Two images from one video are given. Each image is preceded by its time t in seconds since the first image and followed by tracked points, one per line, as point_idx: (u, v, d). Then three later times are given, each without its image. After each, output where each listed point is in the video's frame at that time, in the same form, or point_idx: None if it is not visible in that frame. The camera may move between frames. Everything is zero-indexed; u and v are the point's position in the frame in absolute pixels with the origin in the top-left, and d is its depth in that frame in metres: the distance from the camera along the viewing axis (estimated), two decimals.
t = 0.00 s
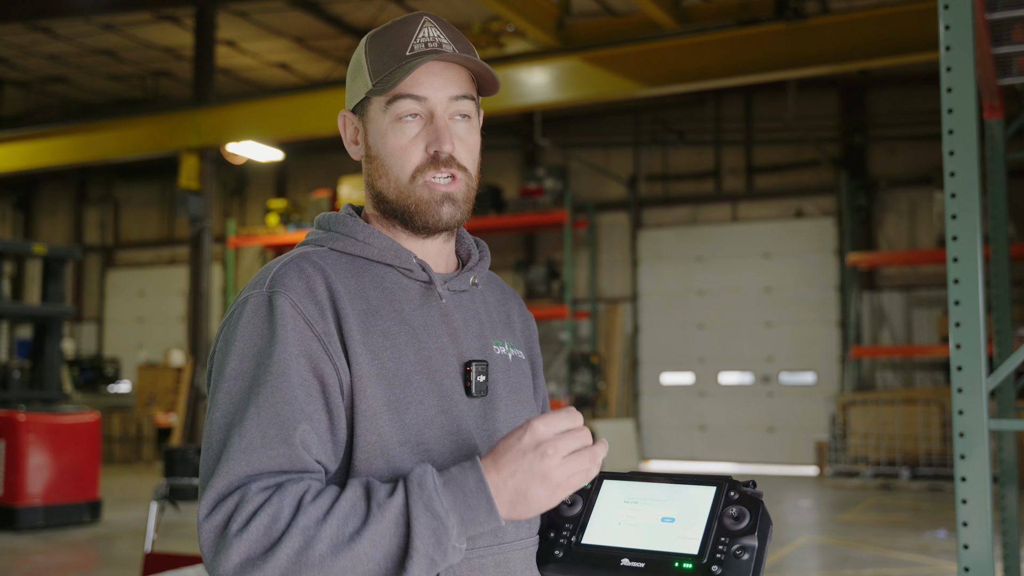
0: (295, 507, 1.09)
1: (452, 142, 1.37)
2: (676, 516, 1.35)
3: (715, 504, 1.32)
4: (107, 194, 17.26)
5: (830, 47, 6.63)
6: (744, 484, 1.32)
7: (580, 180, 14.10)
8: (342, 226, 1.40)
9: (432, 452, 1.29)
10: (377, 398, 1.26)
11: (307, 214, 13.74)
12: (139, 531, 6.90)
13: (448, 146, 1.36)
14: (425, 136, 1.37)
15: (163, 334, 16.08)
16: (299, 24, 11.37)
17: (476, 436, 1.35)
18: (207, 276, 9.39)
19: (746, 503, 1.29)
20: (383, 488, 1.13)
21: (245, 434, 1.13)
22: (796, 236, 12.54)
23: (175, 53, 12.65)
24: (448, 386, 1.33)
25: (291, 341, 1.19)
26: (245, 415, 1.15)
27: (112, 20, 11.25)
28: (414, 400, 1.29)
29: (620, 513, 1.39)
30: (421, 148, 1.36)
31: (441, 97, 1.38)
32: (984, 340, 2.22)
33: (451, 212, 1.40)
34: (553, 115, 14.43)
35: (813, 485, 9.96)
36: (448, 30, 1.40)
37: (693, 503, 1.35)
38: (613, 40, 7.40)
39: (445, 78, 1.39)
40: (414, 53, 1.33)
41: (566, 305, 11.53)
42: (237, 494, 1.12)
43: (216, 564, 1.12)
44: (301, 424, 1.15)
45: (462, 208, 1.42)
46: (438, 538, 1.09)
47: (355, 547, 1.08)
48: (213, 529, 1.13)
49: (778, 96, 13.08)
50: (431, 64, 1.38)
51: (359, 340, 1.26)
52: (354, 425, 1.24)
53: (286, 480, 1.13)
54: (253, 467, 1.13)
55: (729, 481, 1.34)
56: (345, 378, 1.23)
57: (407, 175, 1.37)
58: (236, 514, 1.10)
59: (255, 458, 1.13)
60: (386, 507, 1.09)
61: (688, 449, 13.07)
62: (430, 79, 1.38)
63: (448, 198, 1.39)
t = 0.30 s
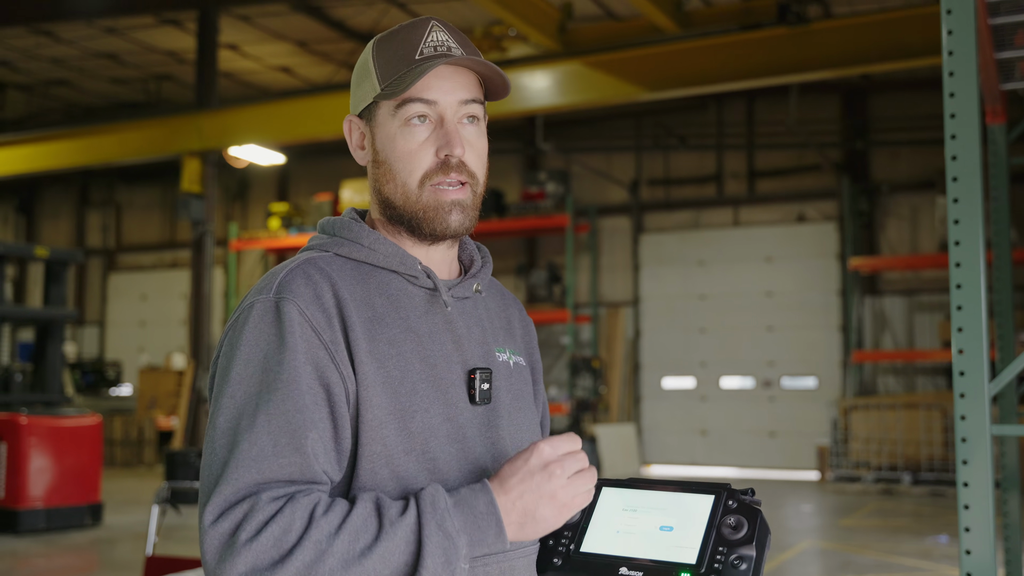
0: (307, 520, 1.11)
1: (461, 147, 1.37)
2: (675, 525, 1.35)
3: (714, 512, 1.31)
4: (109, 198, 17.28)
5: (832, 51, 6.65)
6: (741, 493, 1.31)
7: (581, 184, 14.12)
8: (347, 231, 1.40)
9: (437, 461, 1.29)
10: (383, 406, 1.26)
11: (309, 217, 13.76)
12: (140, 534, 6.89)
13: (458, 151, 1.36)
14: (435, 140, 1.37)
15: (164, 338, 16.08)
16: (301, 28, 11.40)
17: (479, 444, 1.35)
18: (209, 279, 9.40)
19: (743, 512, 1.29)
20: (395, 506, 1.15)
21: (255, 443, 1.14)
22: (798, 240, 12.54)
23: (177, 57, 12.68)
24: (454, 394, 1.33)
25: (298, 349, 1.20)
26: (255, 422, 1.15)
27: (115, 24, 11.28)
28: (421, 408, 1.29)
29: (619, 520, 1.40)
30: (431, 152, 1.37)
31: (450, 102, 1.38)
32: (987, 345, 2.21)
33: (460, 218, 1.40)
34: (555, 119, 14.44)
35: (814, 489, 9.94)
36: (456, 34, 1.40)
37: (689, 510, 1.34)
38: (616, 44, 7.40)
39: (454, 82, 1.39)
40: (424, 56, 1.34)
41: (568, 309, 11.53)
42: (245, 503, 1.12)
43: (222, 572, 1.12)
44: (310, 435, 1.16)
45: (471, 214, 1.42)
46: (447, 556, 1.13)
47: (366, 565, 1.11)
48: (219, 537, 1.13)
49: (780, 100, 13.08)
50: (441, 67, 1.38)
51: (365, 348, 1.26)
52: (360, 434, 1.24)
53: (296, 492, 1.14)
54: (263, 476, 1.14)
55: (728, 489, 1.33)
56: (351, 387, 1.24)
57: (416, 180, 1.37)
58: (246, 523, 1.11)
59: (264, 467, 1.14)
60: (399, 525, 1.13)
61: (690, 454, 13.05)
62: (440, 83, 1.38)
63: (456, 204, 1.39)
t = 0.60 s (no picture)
0: (313, 526, 1.11)
1: (463, 146, 1.37)
2: (678, 529, 1.35)
3: (717, 518, 1.31)
4: (109, 204, 17.30)
5: (832, 57, 6.66)
6: (744, 498, 1.31)
7: (581, 189, 14.14)
8: (348, 237, 1.40)
9: (440, 468, 1.29)
10: (387, 413, 1.26)
11: (309, 223, 13.77)
12: (140, 541, 6.88)
13: (460, 151, 1.36)
14: (436, 141, 1.37)
15: (165, 343, 16.08)
16: (301, 34, 11.42)
17: (481, 450, 1.35)
18: (209, 285, 9.41)
19: (747, 516, 1.29)
20: (399, 513, 1.16)
21: (260, 451, 1.14)
22: (798, 245, 12.54)
23: (177, 63, 12.70)
24: (456, 400, 1.33)
25: (303, 356, 1.20)
26: (260, 430, 1.15)
27: (115, 30, 11.30)
28: (424, 415, 1.29)
29: (622, 525, 1.39)
30: (432, 152, 1.37)
31: (449, 103, 1.39)
32: (988, 350, 2.21)
33: (464, 215, 1.40)
34: (555, 125, 14.46)
35: (814, 495, 9.92)
36: (453, 36, 1.41)
37: (693, 516, 1.34)
38: (615, 50, 7.40)
39: (453, 83, 1.39)
40: (423, 56, 1.34)
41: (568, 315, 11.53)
42: (250, 510, 1.12)
43: None
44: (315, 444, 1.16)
45: (474, 212, 1.42)
46: (453, 560, 1.14)
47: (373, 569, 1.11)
48: (224, 544, 1.13)
49: (779, 105, 13.10)
50: (439, 69, 1.38)
51: (369, 355, 1.26)
52: (364, 440, 1.24)
53: (301, 498, 1.14)
54: (268, 484, 1.14)
55: (731, 494, 1.34)
56: (354, 394, 1.24)
57: (418, 181, 1.37)
58: (252, 529, 1.11)
59: (270, 475, 1.14)
60: (404, 531, 1.13)
61: (690, 459, 13.03)
62: (439, 85, 1.38)
63: (460, 200, 1.39)
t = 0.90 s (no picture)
0: (295, 512, 1.10)
1: (455, 156, 1.36)
2: (677, 531, 1.35)
3: (716, 518, 1.32)
4: (106, 208, 17.28)
5: (829, 62, 6.68)
6: (743, 499, 1.32)
7: (579, 194, 14.15)
8: (344, 242, 1.40)
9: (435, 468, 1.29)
10: (380, 416, 1.26)
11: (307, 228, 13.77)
12: (136, 545, 6.86)
13: (451, 160, 1.36)
14: (428, 150, 1.37)
15: (162, 348, 16.06)
16: (300, 38, 11.43)
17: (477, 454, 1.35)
18: (207, 288, 9.40)
19: (746, 518, 1.30)
20: (379, 487, 1.13)
21: (247, 452, 1.14)
22: (795, 250, 12.55)
23: (175, 67, 12.70)
24: (449, 402, 1.33)
25: (293, 358, 1.20)
26: (249, 435, 1.15)
27: (113, 34, 11.31)
28: (416, 417, 1.29)
29: (620, 527, 1.40)
30: (423, 162, 1.36)
31: (444, 112, 1.38)
32: (984, 354, 2.22)
33: (453, 225, 1.40)
34: (553, 129, 14.47)
35: (812, 499, 9.92)
36: (452, 44, 1.40)
37: (693, 518, 1.35)
38: (613, 54, 7.41)
39: (449, 93, 1.39)
40: (418, 65, 1.34)
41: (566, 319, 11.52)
42: (238, 510, 1.13)
43: None
44: (305, 445, 1.15)
45: (465, 221, 1.41)
46: (437, 525, 1.09)
47: (353, 549, 1.09)
48: (214, 548, 1.14)
49: (777, 110, 13.13)
50: (435, 78, 1.38)
51: (362, 358, 1.26)
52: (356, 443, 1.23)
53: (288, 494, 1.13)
54: (255, 484, 1.13)
55: (729, 496, 1.34)
56: (349, 397, 1.23)
57: (409, 189, 1.37)
58: (239, 528, 1.11)
59: (257, 475, 1.14)
60: (384, 503, 1.10)
61: (688, 463, 13.04)
62: (435, 94, 1.38)
63: (450, 210, 1.39)
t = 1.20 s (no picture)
0: (282, 529, 1.11)
1: (459, 176, 1.36)
2: (677, 539, 1.35)
3: (716, 526, 1.31)
4: (103, 209, 17.26)
5: (825, 65, 6.69)
6: (744, 507, 1.32)
7: (576, 196, 14.16)
8: (338, 248, 1.40)
9: (426, 477, 1.29)
10: (370, 422, 1.26)
11: (304, 229, 13.76)
12: (132, 547, 6.85)
13: (455, 180, 1.35)
14: (433, 166, 1.36)
15: (159, 350, 16.04)
16: (298, 40, 11.42)
17: (470, 460, 1.35)
18: (203, 290, 9.39)
19: (746, 526, 1.29)
20: (370, 509, 1.14)
21: (235, 460, 1.15)
22: (792, 253, 12.57)
23: (173, 69, 12.70)
24: (442, 410, 1.33)
25: (281, 366, 1.20)
26: (235, 442, 1.16)
27: (110, 35, 11.30)
28: (407, 425, 1.29)
29: (620, 535, 1.40)
30: (427, 178, 1.36)
31: (453, 128, 1.37)
32: (981, 359, 2.22)
33: (452, 242, 1.39)
34: (550, 132, 14.48)
35: (808, 502, 9.92)
36: (465, 59, 1.40)
37: (693, 525, 1.34)
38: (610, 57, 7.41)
39: (459, 110, 1.38)
40: (431, 79, 1.33)
41: (562, 321, 11.51)
42: (224, 520, 1.14)
43: None
44: (290, 453, 1.16)
45: (463, 238, 1.41)
46: (424, 555, 1.10)
47: (340, 569, 1.09)
48: (201, 555, 1.15)
49: (774, 113, 13.14)
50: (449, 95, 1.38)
51: (352, 365, 1.26)
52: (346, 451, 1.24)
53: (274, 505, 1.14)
54: (242, 494, 1.14)
55: (729, 503, 1.34)
56: (337, 405, 1.24)
57: (411, 203, 1.36)
58: (225, 539, 1.12)
59: (244, 483, 1.14)
60: (372, 527, 1.11)
61: (685, 466, 13.04)
62: (445, 109, 1.37)
63: (450, 226, 1.38)
